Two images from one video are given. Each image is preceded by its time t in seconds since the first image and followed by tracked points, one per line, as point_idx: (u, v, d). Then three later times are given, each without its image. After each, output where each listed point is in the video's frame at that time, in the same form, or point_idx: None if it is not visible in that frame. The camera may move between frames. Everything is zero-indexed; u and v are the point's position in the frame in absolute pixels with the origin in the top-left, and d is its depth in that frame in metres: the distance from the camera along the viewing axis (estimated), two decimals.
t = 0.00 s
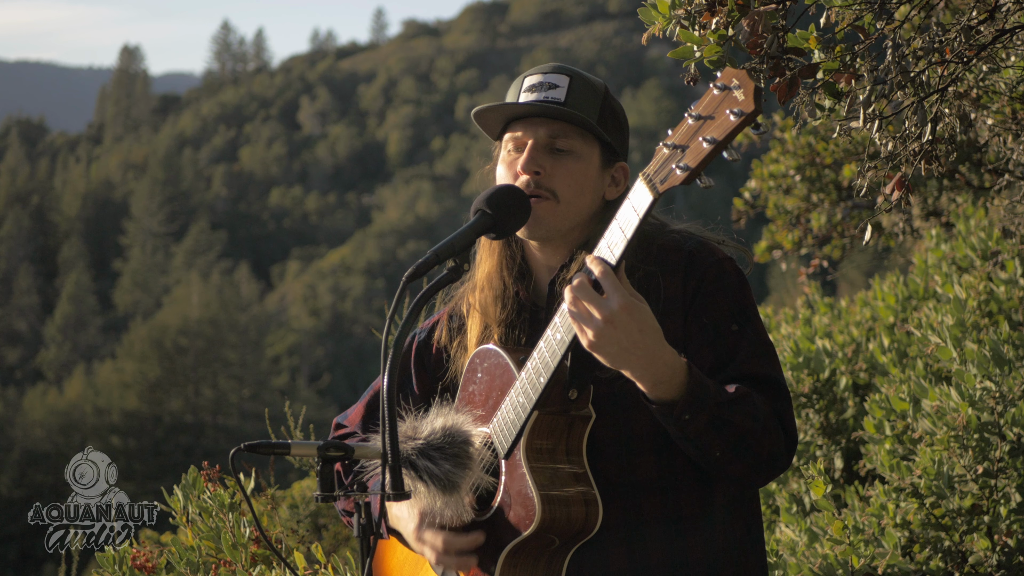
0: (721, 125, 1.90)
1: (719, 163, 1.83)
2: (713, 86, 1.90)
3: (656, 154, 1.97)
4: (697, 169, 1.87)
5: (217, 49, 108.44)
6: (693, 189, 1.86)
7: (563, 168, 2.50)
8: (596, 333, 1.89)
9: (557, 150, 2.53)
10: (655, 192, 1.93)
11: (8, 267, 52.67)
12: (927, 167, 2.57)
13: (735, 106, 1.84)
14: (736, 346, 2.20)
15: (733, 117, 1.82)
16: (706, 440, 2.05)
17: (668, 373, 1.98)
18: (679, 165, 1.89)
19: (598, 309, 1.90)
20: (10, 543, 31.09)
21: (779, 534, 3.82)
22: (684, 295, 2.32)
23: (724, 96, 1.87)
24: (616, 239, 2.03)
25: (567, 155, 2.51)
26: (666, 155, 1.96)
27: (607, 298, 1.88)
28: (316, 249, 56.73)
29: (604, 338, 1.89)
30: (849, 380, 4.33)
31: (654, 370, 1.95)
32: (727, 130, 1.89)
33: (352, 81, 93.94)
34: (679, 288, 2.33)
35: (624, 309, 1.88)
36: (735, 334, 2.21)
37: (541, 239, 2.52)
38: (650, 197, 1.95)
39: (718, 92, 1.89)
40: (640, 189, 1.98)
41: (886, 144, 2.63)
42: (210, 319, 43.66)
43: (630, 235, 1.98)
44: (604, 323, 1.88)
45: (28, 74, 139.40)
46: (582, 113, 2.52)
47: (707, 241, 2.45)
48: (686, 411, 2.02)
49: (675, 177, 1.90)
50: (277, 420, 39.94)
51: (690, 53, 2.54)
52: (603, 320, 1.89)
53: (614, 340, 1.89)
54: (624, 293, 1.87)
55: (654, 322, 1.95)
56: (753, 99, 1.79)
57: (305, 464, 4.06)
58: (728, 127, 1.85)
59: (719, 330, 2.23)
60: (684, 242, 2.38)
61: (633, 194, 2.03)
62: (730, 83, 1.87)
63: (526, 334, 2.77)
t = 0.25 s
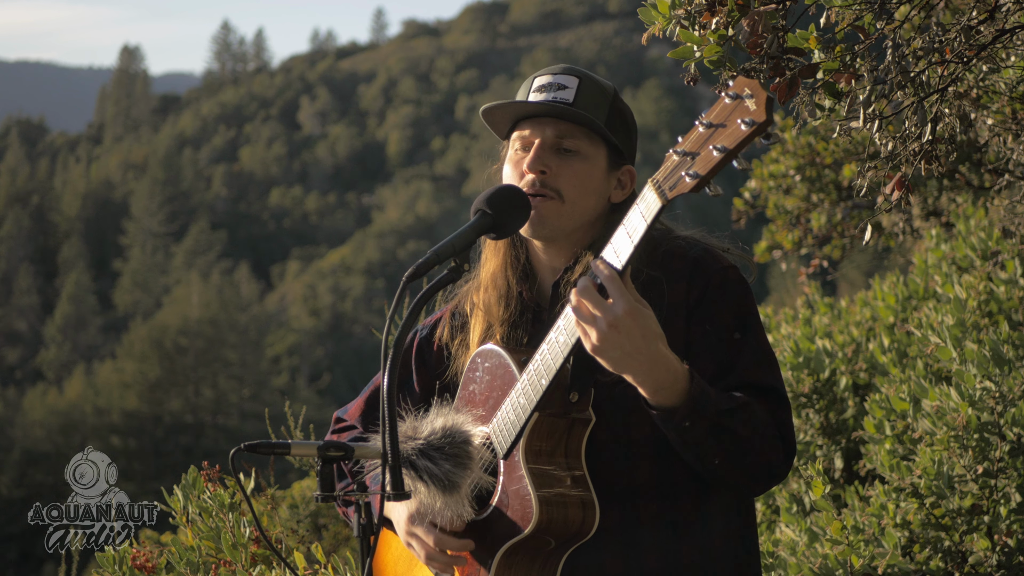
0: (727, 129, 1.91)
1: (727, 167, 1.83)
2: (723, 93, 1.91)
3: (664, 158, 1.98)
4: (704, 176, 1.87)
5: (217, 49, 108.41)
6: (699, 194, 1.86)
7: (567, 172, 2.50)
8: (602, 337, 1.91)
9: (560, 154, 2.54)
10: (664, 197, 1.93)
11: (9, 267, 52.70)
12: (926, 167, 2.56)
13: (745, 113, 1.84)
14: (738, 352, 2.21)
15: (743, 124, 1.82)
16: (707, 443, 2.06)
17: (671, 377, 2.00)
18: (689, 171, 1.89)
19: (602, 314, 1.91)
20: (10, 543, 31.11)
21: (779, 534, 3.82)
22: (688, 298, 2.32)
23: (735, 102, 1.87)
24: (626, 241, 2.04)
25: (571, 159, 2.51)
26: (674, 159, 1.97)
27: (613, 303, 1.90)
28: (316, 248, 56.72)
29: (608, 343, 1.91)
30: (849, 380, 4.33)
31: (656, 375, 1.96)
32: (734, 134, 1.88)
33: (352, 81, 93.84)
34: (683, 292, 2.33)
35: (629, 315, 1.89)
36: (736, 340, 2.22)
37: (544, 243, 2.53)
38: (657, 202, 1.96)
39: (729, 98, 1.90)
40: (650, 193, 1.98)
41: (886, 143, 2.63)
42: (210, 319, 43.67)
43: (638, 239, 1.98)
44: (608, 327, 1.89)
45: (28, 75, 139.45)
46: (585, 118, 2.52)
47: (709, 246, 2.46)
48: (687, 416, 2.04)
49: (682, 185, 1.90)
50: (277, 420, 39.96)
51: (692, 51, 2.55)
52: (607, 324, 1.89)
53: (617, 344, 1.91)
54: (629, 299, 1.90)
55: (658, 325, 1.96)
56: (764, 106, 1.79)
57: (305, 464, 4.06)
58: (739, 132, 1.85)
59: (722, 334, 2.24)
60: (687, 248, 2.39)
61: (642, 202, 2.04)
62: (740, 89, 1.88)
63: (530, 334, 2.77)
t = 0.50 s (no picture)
0: (746, 142, 1.89)
1: (742, 180, 1.83)
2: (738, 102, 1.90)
3: (680, 169, 1.97)
4: (722, 188, 1.87)
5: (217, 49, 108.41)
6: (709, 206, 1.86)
7: (574, 180, 2.49)
8: (608, 343, 1.92)
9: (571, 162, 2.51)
10: (681, 208, 1.92)
11: (9, 267, 52.70)
12: (926, 168, 2.56)
13: (763, 131, 1.84)
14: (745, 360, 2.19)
15: (764, 141, 1.81)
16: (716, 446, 2.05)
17: (676, 383, 2.00)
18: (702, 181, 1.89)
19: (608, 322, 1.92)
20: (10, 543, 31.12)
21: (779, 535, 3.82)
22: (695, 301, 2.31)
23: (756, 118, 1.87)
24: (639, 244, 2.04)
25: (579, 170, 2.49)
26: (691, 171, 1.96)
27: (620, 310, 1.91)
28: (316, 249, 56.73)
29: (614, 348, 1.92)
30: (849, 380, 4.33)
31: (660, 383, 1.98)
32: (747, 147, 1.88)
33: (352, 81, 93.78)
34: (688, 298, 2.32)
35: (636, 322, 1.90)
36: (743, 350, 2.22)
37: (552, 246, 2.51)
38: (673, 212, 1.95)
39: (743, 113, 1.89)
40: (662, 207, 1.99)
41: (886, 145, 2.63)
42: (210, 319, 43.68)
43: (650, 244, 1.99)
44: (616, 331, 1.91)
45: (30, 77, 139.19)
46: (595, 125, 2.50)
47: (716, 250, 2.45)
48: (695, 415, 2.04)
49: (697, 198, 1.90)
50: (277, 420, 39.96)
51: (692, 52, 2.56)
52: (614, 333, 1.91)
53: (624, 351, 1.92)
54: (637, 305, 1.90)
55: (663, 331, 1.96)
56: (783, 122, 1.78)
57: (305, 464, 4.06)
58: (759, 146, 1.83)
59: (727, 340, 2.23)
60: (696, 255, 2.38)
61: (654, 213, 2.04)
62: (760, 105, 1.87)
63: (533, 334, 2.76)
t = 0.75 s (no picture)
0: (748, 144, 1.89)
1: (748, 186, 1.83)
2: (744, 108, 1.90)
3: (686, 175, 1.98)
4: (725, 194, 1.87)
5: (217, 49, 108.28)
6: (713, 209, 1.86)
7: (577, 181, 2.49)
8: (610, 344, 1.92)
9: (575, 165, 2.52)
10: (683, 214, 1.93)
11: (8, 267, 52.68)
12: (926, 167, 2.56)
13: (773, 137, 1.84)
14: (746, 367, 2.20)
15: (769, 150, 1.82)
16: (717, 449, 2.06)
17: (677, 388, 2.01)
18: (709, 187, 1.90)
19: (610, 323, 1.92)
20: (10, 543, 31.11)
21: (779, 534, 3.82)
22: (699, 303, 2.31)
23: (763, 124, 1.86)
24: (642, 248, 2.05)
25: (584, 174, 2.49)
26: (696, 177, 1.96)
27: (620, 314, 1.91)
28: (316, 249, 56.70)
29: (615, 350, 1.92)
30: (849, 380, 4.34)
31: (659, 389, 1.98)
32: (750, 152, 1.88)
33: (352, 81, 93.69)
34: (690, 298, 2.32)
35: (638, 325, 1.90)
36: (746, 354, 2.22)
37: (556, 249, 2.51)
38: (676, 216, 1.96)
39: (750, 118, 1.90)
40: (667, 210, 1.99)
41: (887, 144, 2.63)
42: (210, 319, 43.66)
43: (653, 247, 2.00)
44: (618, 334, 1.91)
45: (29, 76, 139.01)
46: (599, 128, 2.49)
47: (718, 252, 2.45)
48: (696, 417, 2.04)
49: (700, 203, 1.90)
50: (277, 420, 39.99)
51: (692, 53, 2.57)
52: (615, 335, 1.92)
53: (624, 354, 1.92)
54: (637, 311, 1.92)
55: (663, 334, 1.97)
56: (789, 132, 1.78)
57: (305, 464, 4.06)
58: (762, 154, 1.84)
59: (730, 343, 2.23)
60: (698, 259, 2.38)
61: (659, 215, 2.04)
62: (769, 114, 1.86)
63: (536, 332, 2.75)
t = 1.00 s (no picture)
0: (742, 139, 1.89)
1: (743, 184, 1.83)
2: (745, 109, 1.90)
3: (681, 169, 1.98)
4: (720, 191, 1.88)
5: (217, 49, 108.39)
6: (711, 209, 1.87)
7: (577, 180, 2.49)
8: (607, 336, 1.93)
9: (572, 163, 2.52)
10: (678, 210, 1.93)
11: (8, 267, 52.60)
12: (926, 167, 2.56)
13: (765, 132, 1.85)
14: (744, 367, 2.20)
15: (764, 145, 1.82)
16: (716, 446, 2.06)
17: (673, 382, 2.01)
18: (704, 184, 1.92)
19: (606, 317, 1.93)
20: (10, 543, 31.15)
21: (779, 535, 3.82)
22: (698, 299, 2.31)
23: (756, 120, 1.86)
24: (640, 242, 2.04)
25: (583, 174, 2.49)
26: (692, 172, 1.96)
27: (616, 307, 1.92)
28: (316, 249, 56.70)
29: (614, 346, 1.94)
30: (849, 380, 4.34)
31: (655, 385, 2.00)
32: (742, 145, 1.88)
33: (352, 82, 93.67)
34: (688, 294, 2.32)
35: (632, 319, 1.91)
36: (744, 348, 2.22)
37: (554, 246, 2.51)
38: (671, 211, 1.96)
39: (745, 114, 1.90)
40: (662, 206, 1.99)
41: (885, 144, 2.64)
42: (210, 319, 43.65)
43: (650, 240, 2.00)
44: (615, 327, 1.92)
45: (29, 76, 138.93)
46: (599, 126, 2.48)
47: (718, 247, 2.44)
48: (696, 411, 2.04)
49: (698, 198, 1.91)
50: (278, 420, 40.00)
51: (691, 53, 2.58)
52: (610, 329, 1.92)
53: (620, 347, 1.93)
54: (633, 303, 1.92)
55: (660, 328, 1.97)
56: (784, 125, 1.77)
57: (304, 464, 4.05)
58: (756, 148, 1.84)
59: (726, 340, 2.23)
60: (698, 253, 2.37)
61: (654, 210, 2.04)
62: (763, 108, 1.86)
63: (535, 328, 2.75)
